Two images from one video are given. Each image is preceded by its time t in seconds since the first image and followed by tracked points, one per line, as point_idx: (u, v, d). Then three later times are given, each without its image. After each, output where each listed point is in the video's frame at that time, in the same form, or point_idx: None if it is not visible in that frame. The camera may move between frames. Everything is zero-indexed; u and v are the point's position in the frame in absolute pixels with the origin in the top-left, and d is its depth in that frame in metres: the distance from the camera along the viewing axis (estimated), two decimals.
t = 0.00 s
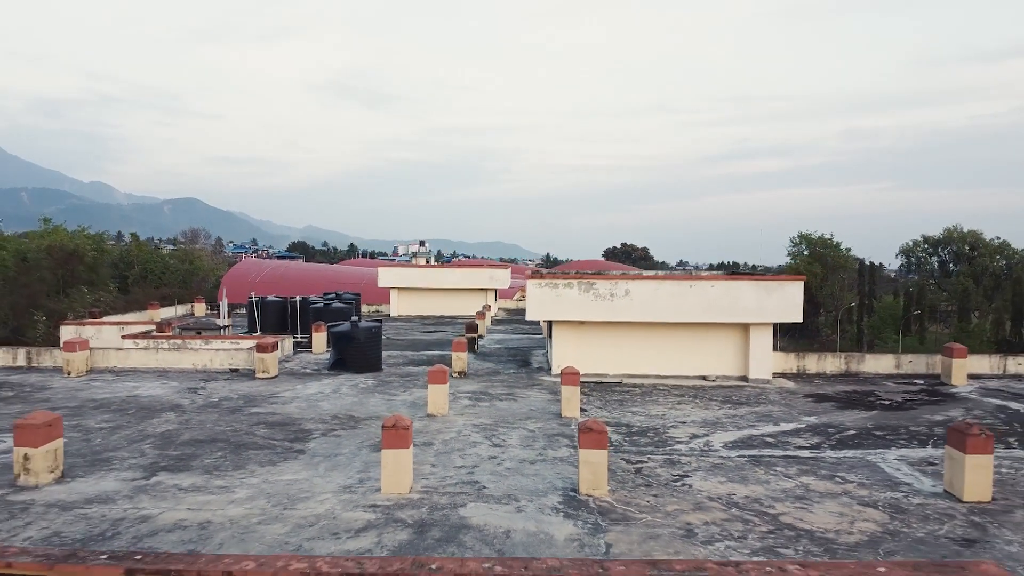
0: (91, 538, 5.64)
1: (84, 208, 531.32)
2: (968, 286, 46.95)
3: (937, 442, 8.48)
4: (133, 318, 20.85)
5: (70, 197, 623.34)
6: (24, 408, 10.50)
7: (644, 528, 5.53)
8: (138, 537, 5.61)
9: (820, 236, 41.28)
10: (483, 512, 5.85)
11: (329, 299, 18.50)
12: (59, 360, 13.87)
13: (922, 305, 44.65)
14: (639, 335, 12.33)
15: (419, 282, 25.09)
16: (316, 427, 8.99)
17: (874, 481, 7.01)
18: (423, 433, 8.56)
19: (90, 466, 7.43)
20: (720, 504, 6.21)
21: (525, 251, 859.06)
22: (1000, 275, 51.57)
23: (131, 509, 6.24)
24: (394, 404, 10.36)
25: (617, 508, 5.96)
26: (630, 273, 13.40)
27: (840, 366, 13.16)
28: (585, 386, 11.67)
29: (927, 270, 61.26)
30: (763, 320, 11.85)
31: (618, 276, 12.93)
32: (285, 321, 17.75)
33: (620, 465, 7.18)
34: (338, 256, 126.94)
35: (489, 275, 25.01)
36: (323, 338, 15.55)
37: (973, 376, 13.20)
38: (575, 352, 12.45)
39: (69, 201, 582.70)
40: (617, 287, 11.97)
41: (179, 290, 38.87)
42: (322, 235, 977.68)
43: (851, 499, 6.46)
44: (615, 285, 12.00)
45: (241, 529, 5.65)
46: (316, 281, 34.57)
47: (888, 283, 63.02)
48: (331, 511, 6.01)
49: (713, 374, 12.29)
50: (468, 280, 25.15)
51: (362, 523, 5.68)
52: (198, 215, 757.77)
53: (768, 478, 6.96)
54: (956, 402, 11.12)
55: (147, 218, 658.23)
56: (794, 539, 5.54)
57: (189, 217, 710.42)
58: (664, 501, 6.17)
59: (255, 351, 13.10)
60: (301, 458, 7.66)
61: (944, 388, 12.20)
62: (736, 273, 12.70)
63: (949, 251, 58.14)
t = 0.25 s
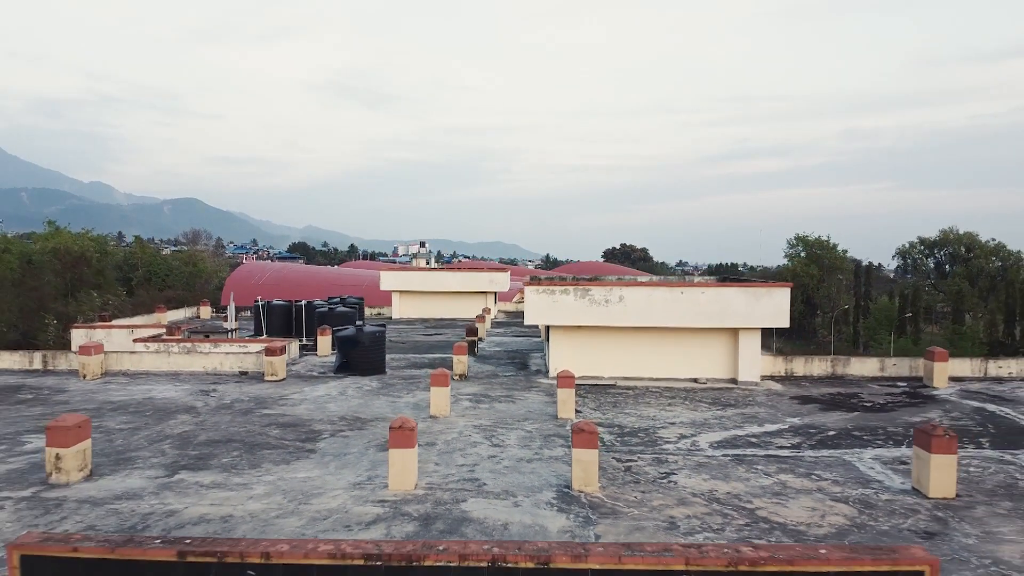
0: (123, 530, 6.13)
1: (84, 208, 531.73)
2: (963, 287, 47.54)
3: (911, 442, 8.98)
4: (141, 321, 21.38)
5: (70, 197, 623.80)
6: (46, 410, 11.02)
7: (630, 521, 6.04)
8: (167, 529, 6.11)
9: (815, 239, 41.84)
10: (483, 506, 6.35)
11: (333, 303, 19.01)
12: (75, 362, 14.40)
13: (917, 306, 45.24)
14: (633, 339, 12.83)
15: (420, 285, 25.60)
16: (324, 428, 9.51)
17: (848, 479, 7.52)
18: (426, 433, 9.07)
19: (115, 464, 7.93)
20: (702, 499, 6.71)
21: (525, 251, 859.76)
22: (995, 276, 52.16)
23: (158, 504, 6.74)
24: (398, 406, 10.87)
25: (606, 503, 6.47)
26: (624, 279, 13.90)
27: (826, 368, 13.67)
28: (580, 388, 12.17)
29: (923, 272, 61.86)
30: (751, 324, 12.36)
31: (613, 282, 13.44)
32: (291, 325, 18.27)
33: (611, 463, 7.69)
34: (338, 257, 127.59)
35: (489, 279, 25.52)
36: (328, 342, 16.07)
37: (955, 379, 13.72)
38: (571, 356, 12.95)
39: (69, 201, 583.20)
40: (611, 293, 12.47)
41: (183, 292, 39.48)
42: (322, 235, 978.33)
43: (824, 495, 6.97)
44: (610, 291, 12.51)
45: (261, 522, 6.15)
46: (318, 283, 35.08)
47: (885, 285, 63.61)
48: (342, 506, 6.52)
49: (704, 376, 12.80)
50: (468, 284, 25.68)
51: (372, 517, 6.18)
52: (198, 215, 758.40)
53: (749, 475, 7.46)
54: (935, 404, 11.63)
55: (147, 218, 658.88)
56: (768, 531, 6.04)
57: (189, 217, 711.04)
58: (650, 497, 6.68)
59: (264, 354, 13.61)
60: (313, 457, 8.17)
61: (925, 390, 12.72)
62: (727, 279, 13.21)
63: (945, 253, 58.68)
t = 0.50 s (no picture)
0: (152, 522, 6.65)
1: (84, 208, 532.13)
2: (957, 288, 48.12)
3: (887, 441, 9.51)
4: (149, 324, 21.93)
5: (70, 197, 624.32)
6: (66, 411, 11.55)
7: (619, 513, 6.56)
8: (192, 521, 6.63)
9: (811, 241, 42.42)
10: (483, 500, 6.88)
11: (337, 307, 19.54)
12: (89, 365, 14.94)
13: (911, 307, 45.80)
14: (627, 343, 13.36)
15: (422, 288, 26.13)
16: (333, 428, 10.03)
17: (824, 475, 8.04)
18: (430, 433, 9.59)
19: (138, 463, 8.44)
20: (686, 494, 7.24)
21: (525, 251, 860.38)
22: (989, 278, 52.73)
23: (182, 498, 7.26)
24: (402, 407, 11.41)
25: (597, 497, 7.00)
26: (619, 285, 14.42)
27: (813, 371, 14.19)
28: (576, 390, 12.70)
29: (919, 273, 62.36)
30: (740, 329, 12.90)
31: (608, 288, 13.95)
32: (296, 328, 18.80)
33: (603, 461, 8.22)
34: (339, 257, 128.42)
35: (489, 281, 26.05)
36: (333, 344, 16.61)
37: (937, 381, 14.25)
38: (567, 358, 13.48)
39: (69, 201, 583.57)
40: (606, 299, 12.99)
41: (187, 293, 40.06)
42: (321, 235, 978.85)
43: (801, 490, 7.49)
44: (604, 296, 13.03)
45: (279, 515, 6.67)
46: (320, 285, 35.64)
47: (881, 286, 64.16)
48: (353, 500, 7.03)
49: (695, 378, 13.33)
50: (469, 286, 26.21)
51: (381, 511, 6.70)
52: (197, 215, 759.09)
53: (731, 472, 8.00)
54: (915, 405, 12.16)
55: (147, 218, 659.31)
56: (746, 522, 6.57)
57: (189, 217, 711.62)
58: (638, 491, 7.20)
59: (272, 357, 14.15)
60: (323, 456, 8.69)
61: (908, 391, 13.24)
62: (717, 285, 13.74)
63: (940, 255, 59.23)
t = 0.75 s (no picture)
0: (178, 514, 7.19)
1: (84, 208, 532.58)
2: (951, 289, 48.66)
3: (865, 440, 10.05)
4: (157, 327, 22.49)
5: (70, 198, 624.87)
6: (84, 412, 12.11)
7: (608, 506, 7.12)
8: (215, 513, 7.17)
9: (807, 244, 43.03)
10: (484, 494, 7.43)
11: (341, 310, 20.11)
12: (103, 367, 15.50)
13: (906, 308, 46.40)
14: (621, 345, 13.92)
15: (423, 290, 26.68)
16: (340, 428, 10.58)
17: (802, 472, 8.59)
18: (432, 432, 10.13)
19: (159, 460, 8.99)
20: (671, 488, 7.79)
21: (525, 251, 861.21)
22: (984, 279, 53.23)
23: (203, 493, 7.80)
24: (406, 407, 11.97)
25: (589, 492, 7.55)
26: (614, 290, 14.97)
27: (801, 372, 14.74)
28: (572, 391, 13.25)
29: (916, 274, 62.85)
30: (729, 332, 13.45)
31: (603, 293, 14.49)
32: (301, 330, 19.37)
33: (596, 458, 8.77)
34: (339, 257, 129.17)
35: (489, 284, 26.60)
36: (337, 346, 17.17)
37: (920, 383, 14.80)
38: (564, 360, 14.03)
39: (69, 201, 583.98)
40: (601, 304, 13.53)
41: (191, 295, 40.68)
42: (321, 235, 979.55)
43: (779, 485, 8.04)
44: (600, 301, 13.58)
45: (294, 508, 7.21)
46: (322, 286, 36.20)
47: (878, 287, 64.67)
48: (362, 495, 7.58)
49: (686, 380, 13.88)
50: (469, 289, 26.76)
51: (388, 504, 7.25)
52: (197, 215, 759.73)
53: (715, 468, 8.55)
54: (897, 405, 12.71)
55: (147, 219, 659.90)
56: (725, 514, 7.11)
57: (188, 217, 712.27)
58: (627, 486, 7.75)
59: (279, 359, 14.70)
60: (332, 453, 9.23)
61: (891, 392, 13.78)
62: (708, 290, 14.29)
63: (936, 256, 59.79)
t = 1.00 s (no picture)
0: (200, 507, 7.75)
1: (85, 209, 532.99)
2: (946, 290, 49.21)
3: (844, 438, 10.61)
4: (165, 329, 23.07)
5: (70, 198, 625.09)
6: (102, 412, 12.68)
7: (599, 499, 7.68)
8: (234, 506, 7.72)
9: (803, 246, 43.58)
10: (484, 488, 7.99)
11: (344, 313, 20.67)
12: (117, 369, 16.07)
13: (900, 309, 46.98)
14: (615, 348, 14.47)
15: (424, 293, 27.25)
16: (347, 427, 11.13)
17: (782, 468, 9.15)
18: (434, 431, 10.69)
19: (179, 458, 9.55)
20: (658, 483, 8.35)
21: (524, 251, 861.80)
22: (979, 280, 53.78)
23: (222, 487, 8.36)
24: (409, 408, 12.53)
25: (582, 486, 8.11)
26: (609, 294, 15.52)
27: (789, 373, 15.30)
28: (569, 391, 13.82)
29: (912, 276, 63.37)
30: (720, 335, 14.01)
31: (599, 297, 15.05)
32: (306, 332, 19.94)
33: (589, 455, 9.34)
34: (339, 258, 129.73)
35: (488, 287, 27.16)
36: (342, 349, 17.73)
37: (904, 384, 15.35)
38: (561, 362, 14.59)
39: (69, 202, 584.33)
40: (596, 308, 14.09)
41: (195, 296, 41.25)
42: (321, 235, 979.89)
43: (759, 480, 8.60)
44: (595, 305, 14.12)
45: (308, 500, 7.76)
46: (324, 288, 36.76)
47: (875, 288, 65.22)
48: (370, 489, 8.14)
49: (678, 381, 14.45)
50: (469, 291, 27.30)
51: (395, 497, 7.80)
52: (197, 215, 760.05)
53: (701, 465, 9.11)
54: (879, 406, 13.27)
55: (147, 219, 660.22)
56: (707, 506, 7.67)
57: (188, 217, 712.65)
58: (617, 481, 8.32)
59: (287, 361, 15.26)
60: (341, 451, 9.79)
61: (875, 393, 14.34)
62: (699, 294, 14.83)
63: (932, 257, 60.34)
